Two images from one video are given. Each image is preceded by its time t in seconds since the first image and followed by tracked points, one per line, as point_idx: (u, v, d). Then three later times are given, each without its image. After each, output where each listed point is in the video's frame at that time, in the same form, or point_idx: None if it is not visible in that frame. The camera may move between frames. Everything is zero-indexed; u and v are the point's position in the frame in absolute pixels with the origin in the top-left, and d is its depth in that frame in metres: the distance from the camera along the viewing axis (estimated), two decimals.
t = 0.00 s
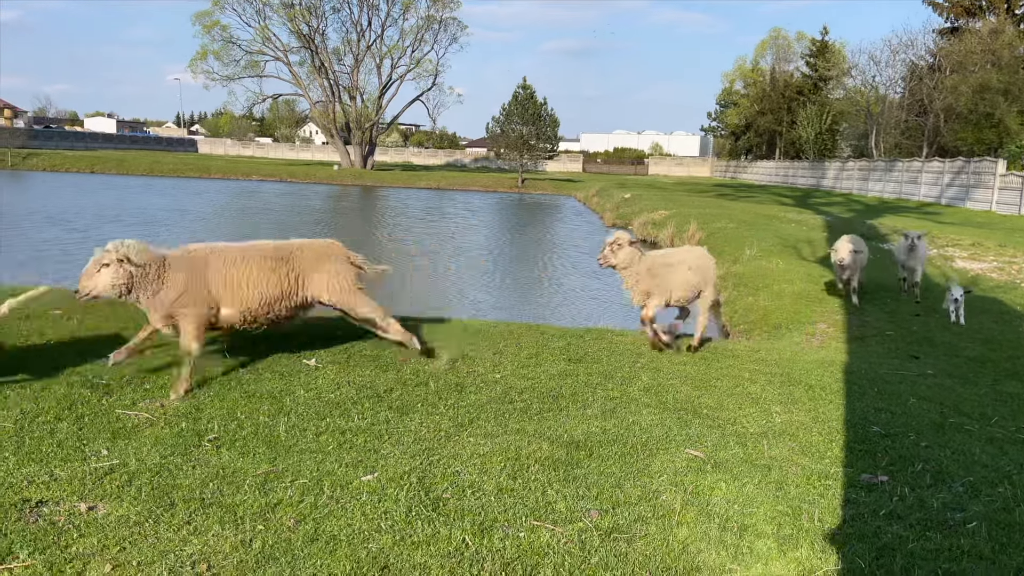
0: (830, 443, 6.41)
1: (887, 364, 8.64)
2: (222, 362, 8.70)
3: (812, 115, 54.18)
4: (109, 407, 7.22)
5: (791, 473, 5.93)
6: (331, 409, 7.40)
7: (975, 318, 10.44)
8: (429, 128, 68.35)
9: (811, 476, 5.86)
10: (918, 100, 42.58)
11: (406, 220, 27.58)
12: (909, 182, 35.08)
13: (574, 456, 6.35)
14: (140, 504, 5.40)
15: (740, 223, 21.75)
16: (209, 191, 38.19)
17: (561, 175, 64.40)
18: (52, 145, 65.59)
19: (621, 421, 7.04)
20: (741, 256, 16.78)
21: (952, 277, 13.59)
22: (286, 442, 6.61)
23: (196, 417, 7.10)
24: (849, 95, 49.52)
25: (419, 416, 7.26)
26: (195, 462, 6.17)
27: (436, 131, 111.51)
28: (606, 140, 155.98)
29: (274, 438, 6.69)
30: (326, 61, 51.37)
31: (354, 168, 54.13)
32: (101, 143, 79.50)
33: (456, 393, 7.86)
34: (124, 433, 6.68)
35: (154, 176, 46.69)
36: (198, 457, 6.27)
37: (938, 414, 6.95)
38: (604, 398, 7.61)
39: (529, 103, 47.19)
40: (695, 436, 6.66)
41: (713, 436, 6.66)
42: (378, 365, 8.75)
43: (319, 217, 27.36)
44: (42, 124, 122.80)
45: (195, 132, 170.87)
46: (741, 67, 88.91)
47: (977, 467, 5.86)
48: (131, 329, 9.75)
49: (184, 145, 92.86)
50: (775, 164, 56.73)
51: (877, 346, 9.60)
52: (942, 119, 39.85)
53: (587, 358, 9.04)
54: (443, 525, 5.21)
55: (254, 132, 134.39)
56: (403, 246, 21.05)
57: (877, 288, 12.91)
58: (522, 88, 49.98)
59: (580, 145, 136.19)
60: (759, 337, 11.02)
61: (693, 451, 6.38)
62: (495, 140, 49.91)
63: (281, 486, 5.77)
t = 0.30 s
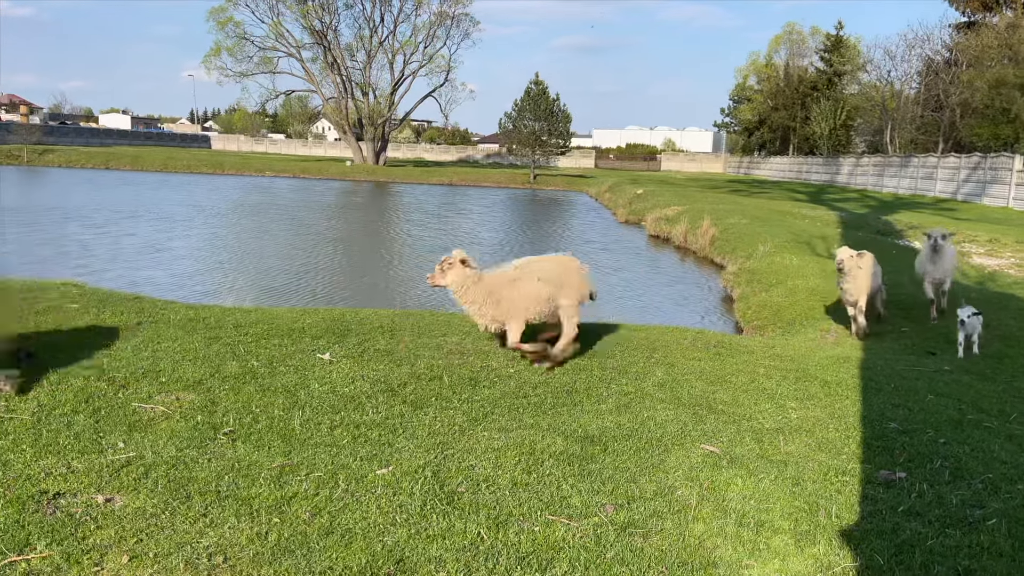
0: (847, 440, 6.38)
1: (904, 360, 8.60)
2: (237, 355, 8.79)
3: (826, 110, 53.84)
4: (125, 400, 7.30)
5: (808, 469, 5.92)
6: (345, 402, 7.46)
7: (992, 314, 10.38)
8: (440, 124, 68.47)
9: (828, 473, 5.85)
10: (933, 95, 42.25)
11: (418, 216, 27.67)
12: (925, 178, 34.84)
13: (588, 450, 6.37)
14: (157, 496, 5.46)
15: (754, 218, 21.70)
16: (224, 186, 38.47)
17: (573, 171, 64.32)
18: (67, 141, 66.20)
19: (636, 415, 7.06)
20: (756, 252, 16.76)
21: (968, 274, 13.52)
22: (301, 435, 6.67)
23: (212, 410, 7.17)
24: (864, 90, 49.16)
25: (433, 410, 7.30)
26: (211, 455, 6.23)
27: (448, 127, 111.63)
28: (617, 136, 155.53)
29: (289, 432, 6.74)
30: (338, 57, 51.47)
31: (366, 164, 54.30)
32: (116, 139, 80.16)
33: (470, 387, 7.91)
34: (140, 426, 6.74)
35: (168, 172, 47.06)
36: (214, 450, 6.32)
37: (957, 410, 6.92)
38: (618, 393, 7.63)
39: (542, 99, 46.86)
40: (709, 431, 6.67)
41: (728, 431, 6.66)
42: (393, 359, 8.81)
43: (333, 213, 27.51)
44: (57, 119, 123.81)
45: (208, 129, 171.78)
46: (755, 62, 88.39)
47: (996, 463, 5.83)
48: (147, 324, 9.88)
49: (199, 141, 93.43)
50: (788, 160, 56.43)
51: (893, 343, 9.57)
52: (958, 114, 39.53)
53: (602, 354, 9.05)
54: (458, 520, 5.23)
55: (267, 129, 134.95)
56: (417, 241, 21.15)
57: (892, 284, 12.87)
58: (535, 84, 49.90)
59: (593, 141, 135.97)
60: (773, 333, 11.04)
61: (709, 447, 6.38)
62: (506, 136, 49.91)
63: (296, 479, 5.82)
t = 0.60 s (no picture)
0: (861, 437, 6.36)
1: (918, 357, 8.56)
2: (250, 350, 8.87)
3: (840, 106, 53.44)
4: (140, 393, 7.38)
5: (820, 465, 5.90)
6: (358, 397, 7.50)
7: (1008, 311, 10.31)
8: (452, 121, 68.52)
9: (841, 469, 5.83)
10: (949, 91, 41.87)
11: (430, 212, 27.75)
12: (940, 174, 34.54)
13: (600, 445, 6.39)
14: (170, 488, 5.52)
15: (767, 215, 21.61)
16: (237, 183, 38.70)
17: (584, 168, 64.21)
18: (83, 138, 66.83)
19: (648, 411, 7.06)
20: (769, 249, 16.70)
21: (984, 270, 13.42)
22: (314, 429, 6.71)
23: (226, 403, 7.24)
24: (878, 86, 48.75)
25: (445, 405, 7.33)
26: (224, 448, 6.28)
27: (460, 123, 111.69)
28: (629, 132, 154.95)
29: (302, 425, 6.80)
30: (351, 54, 51.60)
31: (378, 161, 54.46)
32: (130, 135, 80.69)
33: (482, 381, 7.94)
34: (155, 419, 6.82)
35: (182, 169, 47.40)
36: (227, 443, 6.38)
37: (971, 407, 6.88)
38: (630, 388, 7.64)
39: (554, 96, 46.77)
40: (722, 427, 6.66)
41: (740, 427, 6.65)
42: (405, 354, 8.85)
43: (346, 209, 27.63)
44: (72, 116, 124.90)
45: (222, 126, 172.80)
46: (768, 58, 87.77)
47: (1011, 460, 5.79)
48: (161, 318, 10.00)
49: (213, 138, 93.95)
50: (802, 157, 56.06)
51: (907, 339, 9.53)
52: (974, 110, 39.18)
53: (612, 349, 9.06)
54: (469, 513, 5.26)
55: (280, 125, 135.33)
56: (429, 237, 21.22)
57: (907, 280, 12.78)
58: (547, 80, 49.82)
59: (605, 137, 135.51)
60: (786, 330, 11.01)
61: (721, 442, 6.37)
62: (518, 132, 49.88)
63: (309, 472, 5.87)
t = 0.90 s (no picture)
0: (873, 435, 6.32)
1: (931, 354, 8.50)
2: (262, 345, 8.93)
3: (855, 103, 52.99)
4: (154, 388, 7.46)
5: (832, 462, 5.88)
6: (369, 392, 7.55)
7: None
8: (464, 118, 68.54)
9: (853, 466, 5.81)
10: (965, 87, 41.43)
11: (441, 209, 27.79)
12: (956, 171, 34.21)
13: (611, 441, 6.39)
14: (184, 481, 5.59)
15: (780, 212, 21.51)
16: (251, 179, 38.95)
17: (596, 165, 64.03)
18: (99, 135, 67.45)
19: (658, 407, 7.05)
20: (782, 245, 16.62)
21: (1000, 268, 13.32)
22: (326, 424, 6.76)
23: (239, 398, 7.30)
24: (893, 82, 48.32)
25: (456, 400, 7.36)
26: (237, 442, 6.35)
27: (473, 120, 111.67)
28: (642, 128, 154.67)
29: (314, 420, 6.85)
30: (363, 50, 51.71)
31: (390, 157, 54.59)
32: (145, 132, 81.25)
33: (493, 377, 7.96)
34: (168, 413, 6.90)
35: (197, 165, 47.75)
36: (240, 437, 6.45)
37: (985, 404, 6.82)
38: (641, 385, 7.65)
39: (566, 92, 46.67)
40: (732, 424, 6.65)
41: (751, 424, 6.64)
42: (416, 349, 8.90)
43: (358, 205, 27.74)
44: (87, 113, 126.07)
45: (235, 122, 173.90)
46: (782, 54, 87.15)
47: None
48: (175, 313, 10.09)
49: (226, 135, 94.48)
50: (816, 154, 55.65)
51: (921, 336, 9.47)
52: (990, 106, 38.78)
53: (623, 345, 9.07)
54: (481, 508, 5.29)
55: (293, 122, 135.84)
56: (441, 234, 21.26)
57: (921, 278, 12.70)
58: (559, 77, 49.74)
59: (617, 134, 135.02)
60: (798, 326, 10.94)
61: (732, 439, 6.36)
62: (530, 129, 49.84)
63: (321, 466, 5.92)
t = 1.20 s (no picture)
0: (887, 433, 6.30)
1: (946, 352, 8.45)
2: (277, 340, 9.03)
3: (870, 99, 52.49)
4: (171, 382, 7.57)
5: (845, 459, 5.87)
6: (383, 386, 7.63)
7: None
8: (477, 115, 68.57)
9: (866, 463, 5.80)
10: (982, 83, 40.93)
11: (454, 206, 27.85)
12: (973, 168, 33.84)
13: (623, 437, 6.42)
14: (201, 474, 5.68)
15: (794, 209, 21.38)
16: (266, 176, 39.22)
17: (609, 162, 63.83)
18: (116, 131, 68.10)
19: (671, 404, 7.07)
20: (796, 243, 16.54)
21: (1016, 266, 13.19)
22: (340, 418, 6.84)
23: (254, 392, 7.40)
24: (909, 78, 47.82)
25: (469, 395, 7.42)
26: (253, 436, 6.44)
27: (485, 117, 111.65)
28: (655, 125, 154.13)
29: (328, 415, 6.93)
30: (377, 47, 51.82)
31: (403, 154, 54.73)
32: (162, 129, 82.04)
33: (505, 373, 8.01)
34: (185, 406, 7.00)
35: (212, 162, 48.12)
36: (256, 431, 6.54)
37: (1000, 402, 6.79)
38: (653, 381, 7.67)
39: (579, 89, 46.55)
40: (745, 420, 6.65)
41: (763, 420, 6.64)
42: (430, 345, 8.97)
43: (372, 202, 27.85)
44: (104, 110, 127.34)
45: (250, 119, 175.10)
46: (798, 50, 86.45)
47: None
48: (192, 309, 10.22)
49: (241, 132, 95.08)
50: (830, 150, 55.18)
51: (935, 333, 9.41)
52: (1008, 102, 38.31)
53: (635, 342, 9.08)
54: (493, 502, 5.35)
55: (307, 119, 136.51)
56: (454, 230, 21.31)
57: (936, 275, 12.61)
58: (572, 73, 49.64)
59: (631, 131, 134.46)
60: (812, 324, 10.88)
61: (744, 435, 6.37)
62: (543, 126, 49.79)
63: (335, 460, 5.99)
